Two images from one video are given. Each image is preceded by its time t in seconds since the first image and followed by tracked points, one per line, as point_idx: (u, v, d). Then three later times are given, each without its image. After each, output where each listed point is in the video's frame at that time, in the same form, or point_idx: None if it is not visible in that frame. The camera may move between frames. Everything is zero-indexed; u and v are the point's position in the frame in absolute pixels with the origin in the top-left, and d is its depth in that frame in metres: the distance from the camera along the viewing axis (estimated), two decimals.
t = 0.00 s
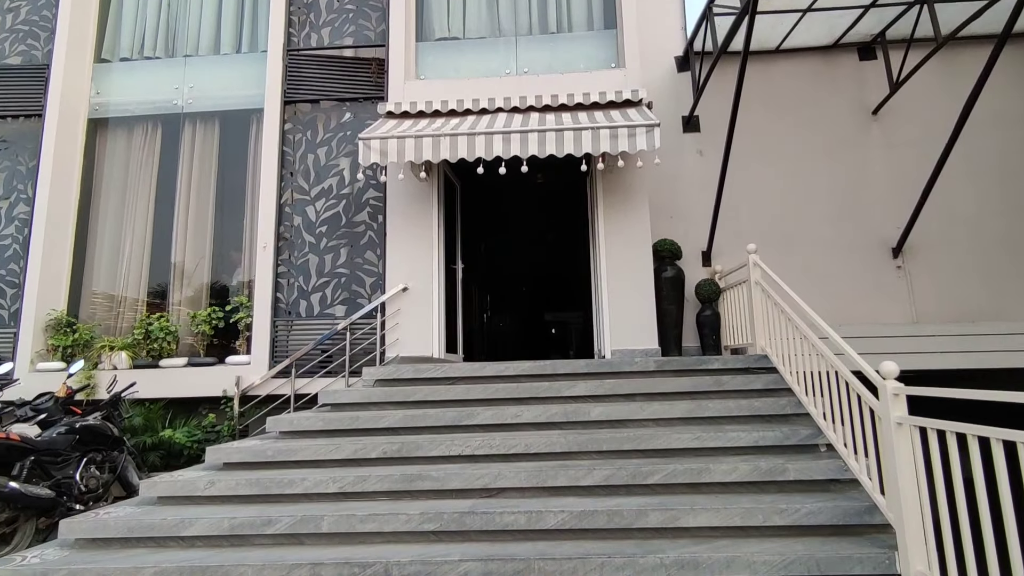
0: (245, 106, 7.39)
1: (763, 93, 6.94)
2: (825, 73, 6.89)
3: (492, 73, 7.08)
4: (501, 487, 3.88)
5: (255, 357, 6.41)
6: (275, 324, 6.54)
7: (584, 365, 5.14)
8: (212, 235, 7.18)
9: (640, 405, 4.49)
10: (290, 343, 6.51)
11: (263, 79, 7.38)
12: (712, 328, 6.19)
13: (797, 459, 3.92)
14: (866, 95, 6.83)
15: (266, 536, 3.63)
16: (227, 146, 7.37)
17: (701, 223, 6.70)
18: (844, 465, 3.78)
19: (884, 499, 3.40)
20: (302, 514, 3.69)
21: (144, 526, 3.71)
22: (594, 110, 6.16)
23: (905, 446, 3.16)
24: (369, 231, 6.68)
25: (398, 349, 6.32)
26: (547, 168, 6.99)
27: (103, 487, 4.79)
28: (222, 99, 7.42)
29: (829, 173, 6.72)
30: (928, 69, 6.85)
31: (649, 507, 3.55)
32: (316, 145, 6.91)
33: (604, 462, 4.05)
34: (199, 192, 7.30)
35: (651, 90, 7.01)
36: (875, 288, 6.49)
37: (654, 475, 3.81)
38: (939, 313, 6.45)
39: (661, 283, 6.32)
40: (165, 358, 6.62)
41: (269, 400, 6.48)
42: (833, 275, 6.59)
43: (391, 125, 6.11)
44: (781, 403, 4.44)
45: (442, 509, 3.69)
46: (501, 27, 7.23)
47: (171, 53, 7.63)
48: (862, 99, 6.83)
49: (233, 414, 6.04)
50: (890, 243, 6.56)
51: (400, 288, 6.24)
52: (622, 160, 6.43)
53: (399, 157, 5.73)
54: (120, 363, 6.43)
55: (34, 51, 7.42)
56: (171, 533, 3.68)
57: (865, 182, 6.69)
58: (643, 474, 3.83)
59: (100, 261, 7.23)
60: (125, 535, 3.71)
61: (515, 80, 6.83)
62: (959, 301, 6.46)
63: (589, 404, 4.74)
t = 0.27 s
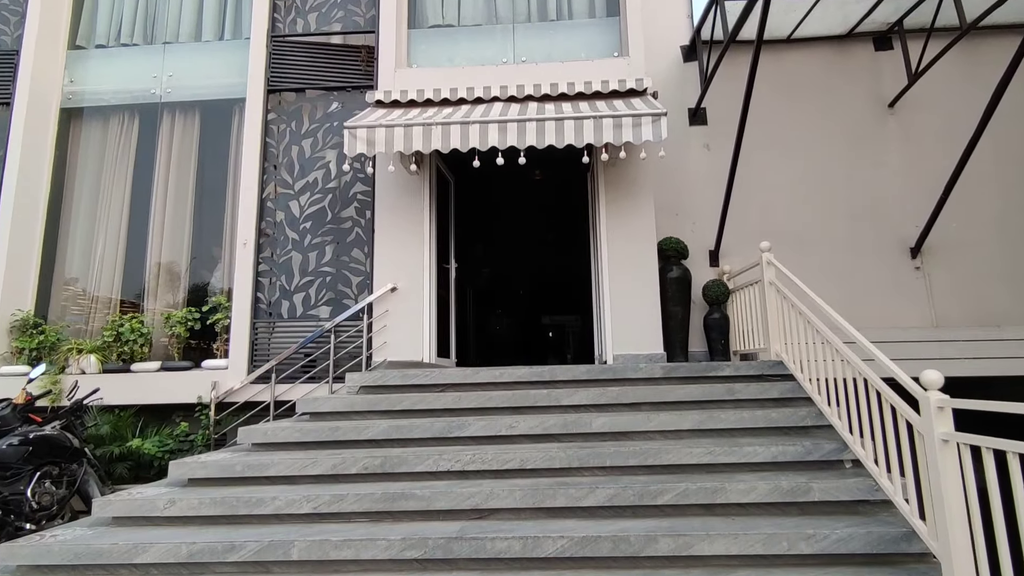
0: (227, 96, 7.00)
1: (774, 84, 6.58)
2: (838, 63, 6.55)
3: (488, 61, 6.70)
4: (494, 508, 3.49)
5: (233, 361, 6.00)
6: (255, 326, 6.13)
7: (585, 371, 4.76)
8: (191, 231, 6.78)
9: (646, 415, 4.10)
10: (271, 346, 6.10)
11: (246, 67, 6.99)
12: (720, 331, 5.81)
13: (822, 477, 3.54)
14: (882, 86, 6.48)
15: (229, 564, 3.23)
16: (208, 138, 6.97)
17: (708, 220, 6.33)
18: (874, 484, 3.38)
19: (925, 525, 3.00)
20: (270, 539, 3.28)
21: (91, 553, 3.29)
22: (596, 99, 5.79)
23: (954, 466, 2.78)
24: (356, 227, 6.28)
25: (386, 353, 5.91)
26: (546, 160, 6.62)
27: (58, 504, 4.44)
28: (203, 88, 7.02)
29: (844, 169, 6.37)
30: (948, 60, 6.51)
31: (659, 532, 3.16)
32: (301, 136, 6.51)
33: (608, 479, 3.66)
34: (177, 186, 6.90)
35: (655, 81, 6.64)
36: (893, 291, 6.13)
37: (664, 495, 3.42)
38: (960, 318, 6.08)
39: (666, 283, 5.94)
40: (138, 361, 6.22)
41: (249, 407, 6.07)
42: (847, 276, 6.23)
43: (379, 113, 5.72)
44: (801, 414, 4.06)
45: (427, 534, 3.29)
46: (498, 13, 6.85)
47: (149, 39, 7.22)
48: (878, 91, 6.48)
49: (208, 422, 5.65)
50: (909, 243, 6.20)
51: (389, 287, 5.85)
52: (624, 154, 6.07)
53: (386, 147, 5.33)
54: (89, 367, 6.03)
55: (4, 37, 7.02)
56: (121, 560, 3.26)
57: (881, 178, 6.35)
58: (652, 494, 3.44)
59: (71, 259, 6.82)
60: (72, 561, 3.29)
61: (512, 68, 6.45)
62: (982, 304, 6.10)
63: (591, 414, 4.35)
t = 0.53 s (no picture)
0: (208, 83, 6.61)
1: (785, 73, 6.23)
2: (852, 51, 6.21)
3: (483, 47, 6.33)
4: (484, 528, 3.10)
5: (208, 363, 5.60)
6: (233, 325, 5.73)
7: (586, 376, 4.38)
8: (167, 225, 6.39)
9: (653, 424, 3.73)
10: (250, 347, 5.70)
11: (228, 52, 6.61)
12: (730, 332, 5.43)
13: (851, 495, 3.16)
14: (899, 75, 6.14)
15: None
16: (187, 126, 6.58)
17: (716, 215, 5.97)
18: (911, 504, 2.99)
19: (974, 551, 2.59)
20: (229, 565, 2.88)
21: None
22: (599, 84, 5.42)
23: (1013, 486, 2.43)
24: (342, 221, 5.89)
25: (372, 355, 5.52)
26: (544, 148, 6.26)
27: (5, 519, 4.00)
28: (182, 74, 6.64)
29: (859, 162, 6.02)
30: (968, 49, 6.17)
31: (670, 558, 2.78)
32: (284, 124, 6.11)
33: (612, 496, 3.28)
34: (153, 177, 6.51)
35: (661, 69, 6.28)
36: (912, 291, 5.76)
37: (675, 515, 3.04)
38: (983, 321, 5.71)
39: (672, 282, 5.57)
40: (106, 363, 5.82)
41: (225, 412, 5.67)
42: (863, 275, 5.88)
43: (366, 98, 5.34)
44: (823, 424, 3.69)
45: (407, 559, 2.90)
46: None
47: (126, 23, 6.83)
48: (895, 80, 6.14)
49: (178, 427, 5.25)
50: (929, 240, 5.84)
51: (376, 284, 5.46)
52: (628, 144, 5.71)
53: (372, 133, 4.94)
54: (54, 368, 5.63)
55: None
56: None
57: (898, 172, 6.00)
58: (661, 514, 3.05)
59: (39, 254, 6.40)
60: None
61: (509, 53, 6.08)
62: (1007, 305, 5.73)
63: (592, 422, 3.97)
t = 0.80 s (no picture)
0: (187, 69, 6.24)
1: (800, 60, 5.88)
2: (870, 38, 5.85)
3: (479, 31, 5.96)
4: (474, 557, 2.72)
5: (181, 366, 5.21)
6: (208, 326, 5.34)
7: (588, 383, 4.01)
8: (142, 219, 6.00)
9: (664, 437, 3.35)
10: (228, 349, 5.32)
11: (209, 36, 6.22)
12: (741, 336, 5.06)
13: (891, 520, 2.78)
14: (920, 63, 5.79)
15: None
16: (164, 115, 6.21)
17: (726, 211, 5.60)
18: (962, 533, 2.61)
19: None
20: None
21: None
22: (603, 69, 5.05)
23: None
24: (327, 214, 5.51)
25: (358, 358, 5.14)
26: (544, 137, 5.90)
27: None
28: (159, 59, 6.26)
29: (877, 155, 5.67)
30: (993, 36, 5.82)
31: None
32: (266, 111, 5.74)
33: (619, 520, 2.90)
34: (128, 168, 6.12)
35: (667, 56, 5.92)
36: (935, 292, 5.41)
37: (692, 543, 2.66)
38: (1011, 325, 5.35)
39: (680, 281, 5.20)
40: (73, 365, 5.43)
41: (200, 419, 5.28)
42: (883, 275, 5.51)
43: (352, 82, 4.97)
44: (853, 438, 3.32)
45: None
46: None
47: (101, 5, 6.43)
48: (916, 69, 5.79)
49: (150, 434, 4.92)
50: (953, 238, 5.48)
51: (362, 282, 5.08)
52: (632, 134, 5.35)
53: (357, 118, 4.57)
54: (15, 371, 5.24)
55: None
56: None
57: (919, 166, 5.64)
58: (676, 542, 2.68)
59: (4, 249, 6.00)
60: None
61: (506, 38, 5.71)
62: None
63: (596, 434, 3.60)
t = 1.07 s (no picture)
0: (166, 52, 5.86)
1: (817, 45, 5.53)
2: (891, 23, 5.50)
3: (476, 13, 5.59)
4: None
5: (151, 369, 4.82)
6: (182, 325, 4.94)
7: (592, 389, 3.64)
8: (116, 211, 5.62)
9: (680, 451, 2.98)
10: (202, 350, 4.93)
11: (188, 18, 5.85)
12: (757, 338, 4.68)
13: (946, 551, 2.40)
14: (945, 49, 5.43)
15: None
16: (140, 101, 5.83)
17: (739, 205, 5.24)
18: None
19: None
20: None
21: None
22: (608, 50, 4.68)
23: None
24: (311, 206, 5.13)
25: (342, 361, 4.75)
26: (545, 125, 5.54)
27: None
28: (136, 42, 5.88)
29: (900, 146, 5.31)
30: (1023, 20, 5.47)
31: None
32: (247, 96, 5.36)
33: (630, 549, 2.52)
34: (102, 157, 5.73)
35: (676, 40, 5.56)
36: (963, 292, 5.04)
37: None
38: None
39: (691, 279, 4.83)
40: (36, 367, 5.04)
41: (172, 426, 4.89)
42: (908, 274, 5.15)
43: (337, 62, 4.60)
44: (892, 454, 2.95)
45: None
46: None
47: None
48: (941, 54, 5.43)
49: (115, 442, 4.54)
50: (983, 234, 5.12)
51: (348, 279, 4.70)
52: (640, 121, 4.98)
53: (341, 99, 4.20)
54: None
55: None
56: None
57: (946, 158, 5.28)
58: None
59: None
60: None
61: (505, 19, 5.34)
62: None
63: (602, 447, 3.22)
